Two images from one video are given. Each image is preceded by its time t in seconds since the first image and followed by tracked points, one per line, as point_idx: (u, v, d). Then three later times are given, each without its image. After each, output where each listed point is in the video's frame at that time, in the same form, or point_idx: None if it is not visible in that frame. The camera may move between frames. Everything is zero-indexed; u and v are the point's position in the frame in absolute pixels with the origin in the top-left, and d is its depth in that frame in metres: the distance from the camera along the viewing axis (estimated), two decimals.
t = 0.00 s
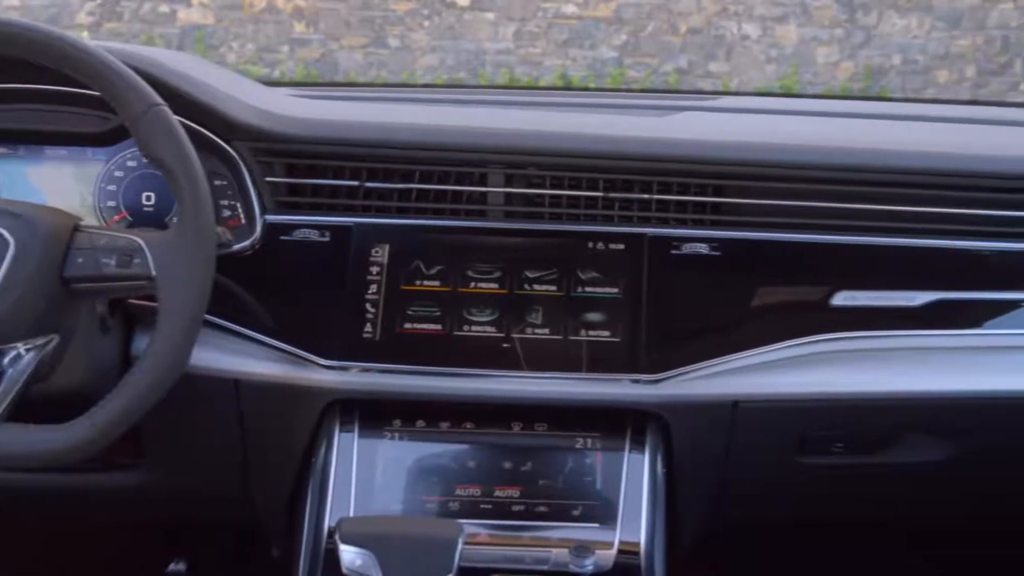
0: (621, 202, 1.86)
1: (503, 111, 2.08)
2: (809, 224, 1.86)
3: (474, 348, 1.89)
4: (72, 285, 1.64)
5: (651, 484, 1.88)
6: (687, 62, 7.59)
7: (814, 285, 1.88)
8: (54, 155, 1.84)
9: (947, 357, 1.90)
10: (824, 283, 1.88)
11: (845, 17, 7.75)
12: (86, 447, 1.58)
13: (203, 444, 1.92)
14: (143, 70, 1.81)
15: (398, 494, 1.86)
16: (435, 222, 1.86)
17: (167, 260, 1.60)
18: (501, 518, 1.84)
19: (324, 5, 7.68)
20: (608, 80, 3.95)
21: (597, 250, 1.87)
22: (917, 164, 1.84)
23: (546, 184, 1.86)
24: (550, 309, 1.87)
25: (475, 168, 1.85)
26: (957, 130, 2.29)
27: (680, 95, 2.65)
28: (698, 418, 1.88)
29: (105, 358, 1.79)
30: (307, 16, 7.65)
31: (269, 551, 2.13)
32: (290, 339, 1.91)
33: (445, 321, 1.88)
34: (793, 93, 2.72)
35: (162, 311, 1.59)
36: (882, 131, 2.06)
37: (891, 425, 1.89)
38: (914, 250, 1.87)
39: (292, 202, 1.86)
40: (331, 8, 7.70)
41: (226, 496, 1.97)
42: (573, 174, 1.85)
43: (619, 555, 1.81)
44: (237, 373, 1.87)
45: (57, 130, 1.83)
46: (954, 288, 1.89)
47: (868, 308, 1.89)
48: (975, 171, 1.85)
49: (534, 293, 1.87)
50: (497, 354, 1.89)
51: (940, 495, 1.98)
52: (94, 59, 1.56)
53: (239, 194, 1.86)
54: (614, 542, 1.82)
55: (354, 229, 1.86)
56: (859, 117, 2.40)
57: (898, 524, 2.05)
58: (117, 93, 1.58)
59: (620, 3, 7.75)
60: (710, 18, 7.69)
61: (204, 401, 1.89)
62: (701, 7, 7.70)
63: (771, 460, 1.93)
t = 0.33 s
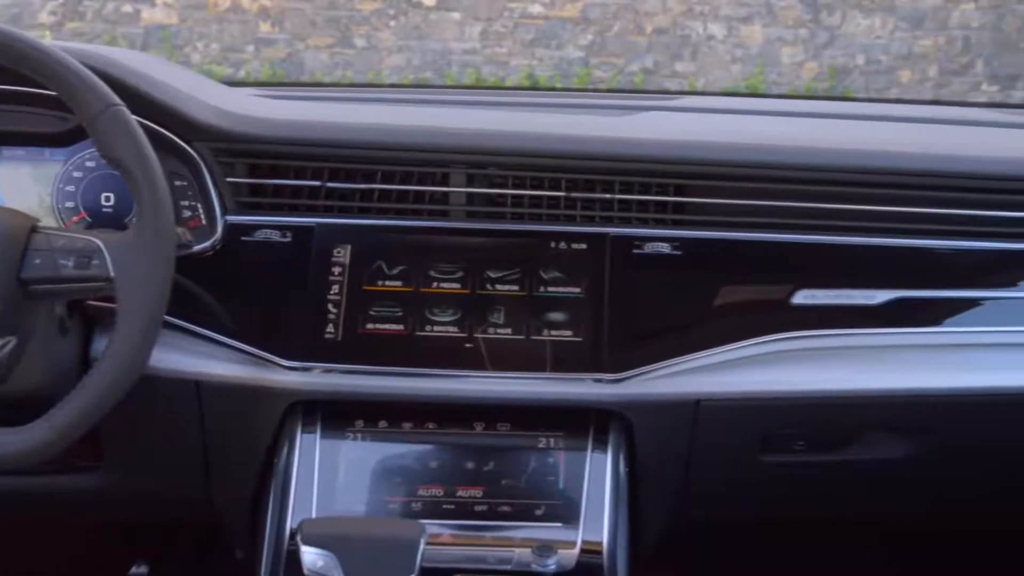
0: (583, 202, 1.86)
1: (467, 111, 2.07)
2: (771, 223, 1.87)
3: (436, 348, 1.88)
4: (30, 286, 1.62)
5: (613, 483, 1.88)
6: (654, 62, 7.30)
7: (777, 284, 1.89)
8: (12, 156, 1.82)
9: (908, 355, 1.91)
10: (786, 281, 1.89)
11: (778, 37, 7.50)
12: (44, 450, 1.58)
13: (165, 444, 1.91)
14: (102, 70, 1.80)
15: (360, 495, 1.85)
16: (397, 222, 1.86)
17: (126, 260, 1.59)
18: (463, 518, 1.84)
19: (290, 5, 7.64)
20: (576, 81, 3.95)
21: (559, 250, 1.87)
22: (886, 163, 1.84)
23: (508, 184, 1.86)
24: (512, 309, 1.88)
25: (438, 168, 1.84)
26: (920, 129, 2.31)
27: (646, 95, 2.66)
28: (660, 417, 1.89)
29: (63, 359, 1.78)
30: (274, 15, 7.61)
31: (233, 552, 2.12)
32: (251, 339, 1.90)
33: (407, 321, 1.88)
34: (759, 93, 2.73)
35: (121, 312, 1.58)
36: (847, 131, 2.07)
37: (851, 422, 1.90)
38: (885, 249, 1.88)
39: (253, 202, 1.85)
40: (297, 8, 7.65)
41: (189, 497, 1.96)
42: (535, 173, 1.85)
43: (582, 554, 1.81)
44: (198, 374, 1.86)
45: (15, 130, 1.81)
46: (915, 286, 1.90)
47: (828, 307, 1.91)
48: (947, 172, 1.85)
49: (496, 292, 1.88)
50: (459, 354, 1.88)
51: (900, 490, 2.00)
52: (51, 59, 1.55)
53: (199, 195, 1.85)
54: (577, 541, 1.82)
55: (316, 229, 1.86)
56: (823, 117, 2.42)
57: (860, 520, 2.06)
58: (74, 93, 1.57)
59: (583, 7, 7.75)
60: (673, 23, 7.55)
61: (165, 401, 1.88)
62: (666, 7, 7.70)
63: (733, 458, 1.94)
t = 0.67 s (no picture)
0: (543, 202, 1.86)
1: (430, 111, 2.07)
2: (729, 223, 1.88)
3: (395, 350, 1.88)
4: None
5: (574, 480, 1.88)
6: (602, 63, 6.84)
7: (736, 283, 1.90)
8: None
9: (868, 353, 1.92)
10: (746, 280, 1.90)
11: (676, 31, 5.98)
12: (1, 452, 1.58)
13: (124, 445, 1.91)
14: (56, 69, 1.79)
15: (319, 496, 1.85)
16: (356, 222, 1.86)
17: (82, 260, 1.58)
18: (424, 518, 1.83)
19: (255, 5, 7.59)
20: (541, 81, 3.95)
21: (519, 249, 1.87)
22: (850, 163, 1.85)
23: (468, 184, 1.86)
24: (472, 309, 1.88)
25: (398, 168, 1.84)
26: (881, 129, 2.33)
27: (610, 95, 2.66)
28: (620, 416, 1.90)
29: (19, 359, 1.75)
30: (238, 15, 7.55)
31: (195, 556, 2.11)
32: (211, 341, 1.89)
33: (367, 322, 1.88)
34: (723, 93, 2.74)
35: (76, 312, 1.58)
36: (809, 131, 2.08)
37: (810, 419, 1.92)
38: (847, 249, 1.89)
39: (212, 203, 1.85)
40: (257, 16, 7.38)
41: (148, 498, 1.96)
42: (495, 173, 1.85)
43: (542, 554, 1.81)
44: (156, 375, 1.86)
45: None
46: (875, 285, 1.91)
47: (788, 305, 1.91)
48: (912, 172, 1.87)
49: (456, 292, 1.87)
50: (419, 355, 1.88)
51: (859, 486, 2.01)
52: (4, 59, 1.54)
53: (157, 196, 1.84)
54: (538, 541, 1.82)
55: (276, 229, 1.85)
56: (786, 117, 2.43)
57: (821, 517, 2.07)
58: (29, 92, 1.56)
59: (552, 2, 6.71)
60: (640, 16, 6.22)
61: (123, 402, 1.88)
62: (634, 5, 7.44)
63: (693, 456, 1.95)
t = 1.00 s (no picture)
0: (501, 202, 1.87)
1: (389, 111, 2.06)
2: (692, 222, 1.89)
3: (352, 350, 1.87)
4: None
5: (532, 480, 1.89)
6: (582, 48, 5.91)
7: (693, 282, 1.91)
8: None
9: (825, 352, 1.93)
10: (703, 279, 1.91)
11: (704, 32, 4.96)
12: None
13: (79, 445, 1.90)
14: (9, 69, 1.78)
15: (277, 497, 1.84)
16: (313, 222, 1.85)
17: (33, 260, 1.58)
18: (382, 519, 1.83)
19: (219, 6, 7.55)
20: (505, 81, 3.95)
21: (476, 249, 1.87)
22: (813, 163, 1.87)
23: (426, 184, 1.86)
24: (429, 309, 1.87)
25: (354, 169, 1.84)
26: (841, 129, 2.34)
27: (572, 95, 2.66)
28: (579, 416, 1.90)
29: None
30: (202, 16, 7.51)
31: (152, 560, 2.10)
32: (167, 343, 1.88)
33: (324, 322, 1.87)
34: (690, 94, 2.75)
35: (29, 313, 1.57)
36: (770, 131, 2.09)
37: (767, 417, 1.92)
38: (803, 247, 1.90)
39: (167, 203, 1.84)
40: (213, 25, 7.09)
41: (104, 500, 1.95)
42: (452, 173, 1.85)
43: (501, 554, 1.81)
44: (111, 376, 1.85)
45: None
46: (833, 283, 1.92)
47: (743, 304, 1.92)
48: (873, 171, 1.88)
49: (414, 293, 1.87)
50: (377, 355, 1.87)
51: (816, 483, 2.02)
52: None
53: (111, 197, 1.83)
54: (496, 541, 1.82)
55: (233, 229, 1.85)
56: (747, 117, 2.45)
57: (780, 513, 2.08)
58: None
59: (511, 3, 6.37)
60: (602, 18, 5.97)
61: (78, 403, 1.87)
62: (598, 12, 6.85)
63: (649, 454, 1.96)
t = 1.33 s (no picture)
0: (458, 202, 1.86)
1: (347, 111, 2.06)
2: (659, 222, 1.90)
3: (308, 351, 1.86)
4: None
5: (490, 480, 1.88)
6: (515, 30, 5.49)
7: (650, 281, 1.91)
8: None
9: (781, 350, 1.94)
10: (660, 278, 1.91)
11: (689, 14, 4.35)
12: None
13: (34, 447, 1.89)
14: None
15: (234, 499, 1.83)
16: (269, 222, 1.84)
17: None
18: (339, 520, 1.82)
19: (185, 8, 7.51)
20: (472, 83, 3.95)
21: (433, 249, 1.86)
22: (781, 163, 1.89)
23: (382, 184, 1.85)
24: (386, 309, 1.87)
25: (310, 169, 1.83)
26: (800, 129, 2.35)
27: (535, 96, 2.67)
28: (536, 415, 1.90)
29: None
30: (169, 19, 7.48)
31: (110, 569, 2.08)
32: (122, 345, 1.86)
33: (280, 323, 1.86)
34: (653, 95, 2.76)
35: None
36: (731, 131, 2.10)
37: (724, 416, 1.93)
38: (758, 246, 1.91)
39: (121, 204, 1.82)
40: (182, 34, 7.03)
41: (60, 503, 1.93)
42: (408, 173, 1.84)
43: (458, 553, 1.81)
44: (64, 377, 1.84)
45: None
46: (789, 282, 1.93)
47: (699, 304, 1.93)
48: (832, 171, 1.90)
49: (370, 293, 1.87)
50: (333, 356, 1.87)
51: (775, 481, 2.03)
52: None
53: (64, 197, 1.82)
54: (453, 541, 1.82)
55: (188, 230, 1.83)
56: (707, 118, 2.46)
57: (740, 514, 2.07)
58: None
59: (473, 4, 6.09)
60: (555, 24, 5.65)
61: (31, 404, 1.86)
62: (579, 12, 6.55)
63: (608, 454, 1.96)
